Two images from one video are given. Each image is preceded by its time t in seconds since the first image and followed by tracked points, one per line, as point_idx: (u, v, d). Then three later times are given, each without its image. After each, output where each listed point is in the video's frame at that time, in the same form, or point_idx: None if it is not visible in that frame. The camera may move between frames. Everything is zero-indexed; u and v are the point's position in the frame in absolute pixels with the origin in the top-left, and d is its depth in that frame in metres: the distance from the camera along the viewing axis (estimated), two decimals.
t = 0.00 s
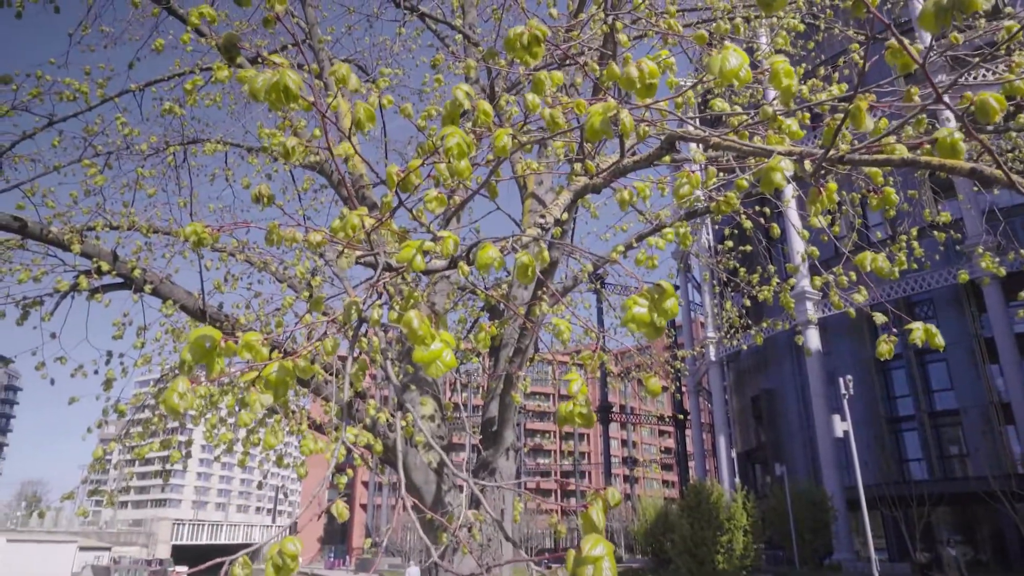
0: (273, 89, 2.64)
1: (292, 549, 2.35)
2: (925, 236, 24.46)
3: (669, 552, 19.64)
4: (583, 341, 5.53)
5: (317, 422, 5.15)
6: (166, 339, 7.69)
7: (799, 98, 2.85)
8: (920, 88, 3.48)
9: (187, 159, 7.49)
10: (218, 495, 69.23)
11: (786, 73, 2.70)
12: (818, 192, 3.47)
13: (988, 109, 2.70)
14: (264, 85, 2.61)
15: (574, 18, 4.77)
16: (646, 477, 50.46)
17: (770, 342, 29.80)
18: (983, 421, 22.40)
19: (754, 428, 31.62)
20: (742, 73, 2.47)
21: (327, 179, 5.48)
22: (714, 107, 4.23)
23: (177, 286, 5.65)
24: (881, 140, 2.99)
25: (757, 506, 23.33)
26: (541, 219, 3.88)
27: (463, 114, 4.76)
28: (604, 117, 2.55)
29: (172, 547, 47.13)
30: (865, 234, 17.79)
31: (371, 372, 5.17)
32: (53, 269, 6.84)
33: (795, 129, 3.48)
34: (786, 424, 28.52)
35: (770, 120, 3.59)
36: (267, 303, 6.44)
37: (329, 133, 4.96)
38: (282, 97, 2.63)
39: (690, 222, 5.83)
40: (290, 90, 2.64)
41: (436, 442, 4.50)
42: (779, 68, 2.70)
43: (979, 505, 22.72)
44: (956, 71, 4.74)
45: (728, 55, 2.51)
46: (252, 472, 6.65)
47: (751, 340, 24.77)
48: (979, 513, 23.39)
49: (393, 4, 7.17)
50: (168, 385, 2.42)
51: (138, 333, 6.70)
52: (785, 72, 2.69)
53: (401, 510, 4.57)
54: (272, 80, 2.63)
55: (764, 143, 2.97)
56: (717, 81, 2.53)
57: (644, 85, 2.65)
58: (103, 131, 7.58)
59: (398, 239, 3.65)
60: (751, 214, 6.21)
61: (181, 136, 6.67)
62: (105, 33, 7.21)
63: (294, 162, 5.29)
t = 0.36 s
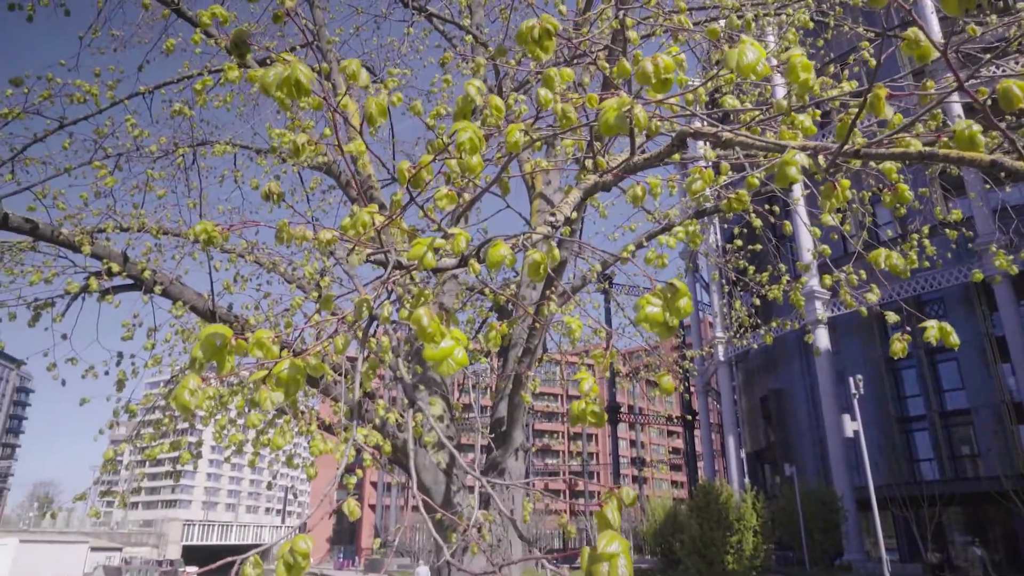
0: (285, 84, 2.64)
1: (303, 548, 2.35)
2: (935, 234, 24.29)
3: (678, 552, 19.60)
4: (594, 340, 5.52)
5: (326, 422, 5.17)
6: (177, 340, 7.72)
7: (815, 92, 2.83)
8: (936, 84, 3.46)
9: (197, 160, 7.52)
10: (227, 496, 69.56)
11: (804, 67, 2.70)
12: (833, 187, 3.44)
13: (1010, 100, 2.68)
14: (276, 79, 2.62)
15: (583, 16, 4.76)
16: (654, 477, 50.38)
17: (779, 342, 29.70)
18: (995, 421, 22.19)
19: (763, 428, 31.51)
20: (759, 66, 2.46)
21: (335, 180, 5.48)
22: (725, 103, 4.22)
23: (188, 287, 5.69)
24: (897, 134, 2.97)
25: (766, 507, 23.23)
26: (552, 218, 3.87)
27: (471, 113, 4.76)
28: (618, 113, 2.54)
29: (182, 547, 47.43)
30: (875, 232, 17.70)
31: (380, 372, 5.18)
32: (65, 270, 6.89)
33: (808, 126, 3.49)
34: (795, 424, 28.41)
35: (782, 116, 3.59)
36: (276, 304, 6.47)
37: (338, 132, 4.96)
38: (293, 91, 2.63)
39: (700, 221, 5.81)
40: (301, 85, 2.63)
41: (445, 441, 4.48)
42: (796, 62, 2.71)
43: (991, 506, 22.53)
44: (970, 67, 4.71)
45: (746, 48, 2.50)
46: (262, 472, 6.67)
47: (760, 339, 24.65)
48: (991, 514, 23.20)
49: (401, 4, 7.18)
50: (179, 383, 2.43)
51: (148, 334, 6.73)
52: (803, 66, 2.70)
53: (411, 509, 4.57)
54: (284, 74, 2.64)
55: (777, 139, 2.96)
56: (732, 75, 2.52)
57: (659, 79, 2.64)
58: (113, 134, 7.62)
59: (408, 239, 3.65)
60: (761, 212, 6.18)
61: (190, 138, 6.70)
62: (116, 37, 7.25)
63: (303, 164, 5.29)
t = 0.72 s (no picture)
0: (292, 78, 2.62)
1: (313, 549, 2.34)
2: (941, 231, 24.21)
3: (683, 552, 19.50)
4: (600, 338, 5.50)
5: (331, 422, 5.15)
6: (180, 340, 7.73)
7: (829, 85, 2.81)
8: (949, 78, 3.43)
9: (200, 160, 7.53)
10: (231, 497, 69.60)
11: (819, 60, 2.69)
12: (844, 182, 3.41)
13: None
14: (283, 74, 2.60)
15: (587, 13, 4.74)
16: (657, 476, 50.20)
17: (783, 341, 29.63)
18: (1000, 420, 22.11)
19: (767, 427, 31.46)
20: (775, 59, 2.45)
21: (339, 179, 5.47)
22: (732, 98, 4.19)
23: (192, 287, 5.68)
24: (911, 129, 2.94)
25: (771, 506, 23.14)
26: (557, 216, 3.86)
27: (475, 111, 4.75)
28: (630, 107, 2.54)
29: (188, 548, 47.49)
30: (879, 231, 17.65)
31: (385, 371, 5.17)
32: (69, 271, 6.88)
33: (817, 122, 3.54)
34: (799, 424, 28.34)
35: (791, 112, 3.58)
36: (280, 303, 6.46)
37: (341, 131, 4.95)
38: (301, 85, 2.61)
39: (704, 219, 5.79)
40: (309, 78, 2.62)
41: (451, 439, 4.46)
42: (812, 56, 2.70)
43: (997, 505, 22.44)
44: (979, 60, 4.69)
45: (761, 42, 2.48)
46: (265, 472, 6.66)
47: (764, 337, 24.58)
48: (997, 513, 23.11)
49: (404, 3, 7.17)
50: (186, 382, 2.42)
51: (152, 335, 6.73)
52: (818, 59, 2.68)
53: (417, 509, 4.54)
54: (291, 68, 2.62)
55: (788, 134, 2.94)
56: (747, 68, 2.50)
57: (673, 72, 2.62)
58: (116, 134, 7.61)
59: (413, 238, 3.64)
60: (765, 210, 6.15)
61: (193, 138, 6.70)
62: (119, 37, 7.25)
63: (306, 163, 5.28)
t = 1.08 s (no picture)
0: (295, 78, 2.63)
1: (317, 550, 2.34)
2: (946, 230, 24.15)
3: (688, 552, 19.49)
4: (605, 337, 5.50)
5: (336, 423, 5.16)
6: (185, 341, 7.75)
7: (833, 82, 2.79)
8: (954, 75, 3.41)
9: (204, 162, 7.54)
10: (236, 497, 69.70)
11: (822, 57, 2.67)
12: (849, 180, 3.40)
13: None
14: (287, 73, 2.61)
15: (590, 13, 4.74)
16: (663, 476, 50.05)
17: (788, 339, 29.56)
18: (1007, 418, 22.01)
19: (772, 427, 31.39)
20: (778, 55, 2.44)
21: (343, 180, 5.47)
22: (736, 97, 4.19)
23: (196, 289, 5.70)
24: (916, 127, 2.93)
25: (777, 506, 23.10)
26: (561, 215, 3.86)
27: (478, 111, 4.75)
28: (633, 104, 2.54)
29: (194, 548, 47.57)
30: (884, 229, 17.61)
31: (389, 372, 5.17)
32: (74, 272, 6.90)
33: (821, 120, 3.56)
34: (805, 423, 28.26)
35: (796, 110, 3.58)
36: (285, 304, 6.47)
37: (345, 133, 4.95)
38: (303, 85, 2.61)
39: (708, 218, 5.77)
40: (312, 78, 2.62)
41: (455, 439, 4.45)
42: (815, 53, 2.69)
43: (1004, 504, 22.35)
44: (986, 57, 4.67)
45: (764, 38, 2.48)
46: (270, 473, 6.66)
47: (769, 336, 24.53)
48: (1004, 513, 23.00)
49: (407, 4, 7.18)
50: (190, 384, 2.42)
51: (157, 336, 6.74)
52: (822, 55, 2.67)
53: (421, 510, 4.54)
54: (293, 69, 2.62)
55: (793, 132, 2.93)
56: (750, 65, 2.50)
57: (676, 69, 2.62)
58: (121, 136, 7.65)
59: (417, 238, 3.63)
60: (770, 208, 6.13)
61: (197, 140, 6.72)
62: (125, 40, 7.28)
63: (310, 164, 5.29)
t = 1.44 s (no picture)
0: (288, 79, 2.64)
1: (311, 548, 2.35)
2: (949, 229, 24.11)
3: (691, 552, 19.42)
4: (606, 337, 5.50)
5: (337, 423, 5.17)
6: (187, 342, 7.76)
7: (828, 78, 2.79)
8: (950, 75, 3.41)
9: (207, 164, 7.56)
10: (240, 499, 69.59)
11: (816, 54, 2.67)
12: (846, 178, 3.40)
13: None
14: (281, 74, 2.61)
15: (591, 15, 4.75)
16: (666, 477, 49.87)
17: (791, 340, 29.51)
18: (1010, 418, 21.95)
19: (775, 427, 31.34)
20: (770, 52, 2.45)
21: (345, 181, 5.49)
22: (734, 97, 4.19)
23: (197, 290, 5.71)
24: (911, 125, 2.93)
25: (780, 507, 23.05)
26: (561, 215, 3.87)
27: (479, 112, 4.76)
28: (626, 102, 2.54)
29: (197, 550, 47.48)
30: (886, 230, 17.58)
31: (391, 372, 5.18)
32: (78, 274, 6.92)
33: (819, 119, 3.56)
34: (808, 423, 28.22)
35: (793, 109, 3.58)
36: (287, 305, 6.48)
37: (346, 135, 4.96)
38: (297, 87, 2.62)
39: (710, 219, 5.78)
40: (305, 79, 2.63)
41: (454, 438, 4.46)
42: (809, 49, 2.68)
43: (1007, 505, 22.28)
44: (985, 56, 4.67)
45: (756, 35, 2.48)
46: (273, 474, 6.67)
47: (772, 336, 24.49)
48: (1008, 513, 22.91)
49: (409, 5, 7.18)
50: (187, 382, 2.43)
51: (160, 337, 6.76)
52: (815, 52, 2.67)
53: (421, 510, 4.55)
54: (287, 70, 2.63)
55: (789, 131, 2.93)
56: (743, 62, 2.50)
57: (669, 67, 2.63)
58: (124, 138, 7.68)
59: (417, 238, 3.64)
60: (772, 208, 6.11)
61: (200, 141, 6.74)
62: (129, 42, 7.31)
63: (313, 165, 5.31)
